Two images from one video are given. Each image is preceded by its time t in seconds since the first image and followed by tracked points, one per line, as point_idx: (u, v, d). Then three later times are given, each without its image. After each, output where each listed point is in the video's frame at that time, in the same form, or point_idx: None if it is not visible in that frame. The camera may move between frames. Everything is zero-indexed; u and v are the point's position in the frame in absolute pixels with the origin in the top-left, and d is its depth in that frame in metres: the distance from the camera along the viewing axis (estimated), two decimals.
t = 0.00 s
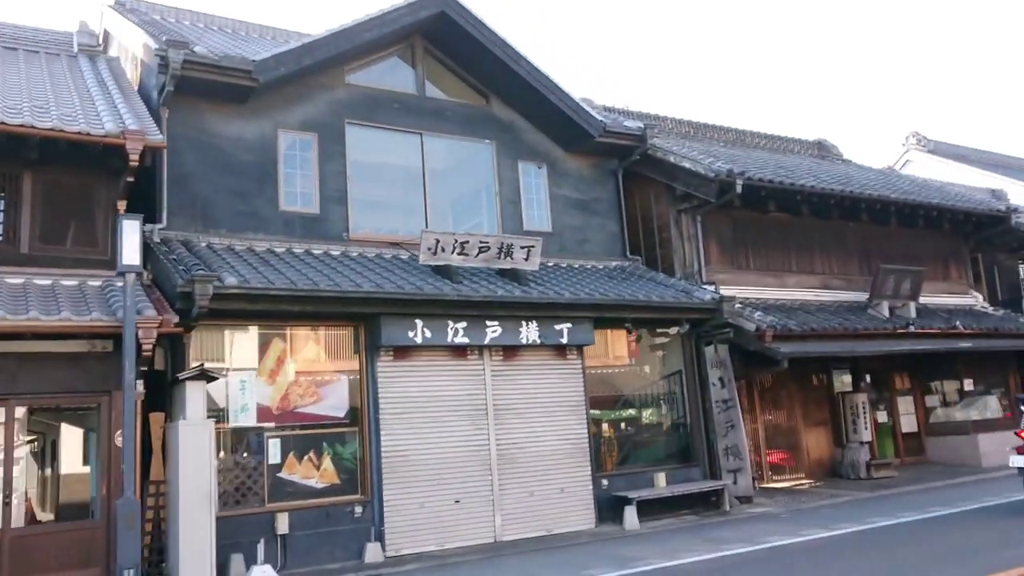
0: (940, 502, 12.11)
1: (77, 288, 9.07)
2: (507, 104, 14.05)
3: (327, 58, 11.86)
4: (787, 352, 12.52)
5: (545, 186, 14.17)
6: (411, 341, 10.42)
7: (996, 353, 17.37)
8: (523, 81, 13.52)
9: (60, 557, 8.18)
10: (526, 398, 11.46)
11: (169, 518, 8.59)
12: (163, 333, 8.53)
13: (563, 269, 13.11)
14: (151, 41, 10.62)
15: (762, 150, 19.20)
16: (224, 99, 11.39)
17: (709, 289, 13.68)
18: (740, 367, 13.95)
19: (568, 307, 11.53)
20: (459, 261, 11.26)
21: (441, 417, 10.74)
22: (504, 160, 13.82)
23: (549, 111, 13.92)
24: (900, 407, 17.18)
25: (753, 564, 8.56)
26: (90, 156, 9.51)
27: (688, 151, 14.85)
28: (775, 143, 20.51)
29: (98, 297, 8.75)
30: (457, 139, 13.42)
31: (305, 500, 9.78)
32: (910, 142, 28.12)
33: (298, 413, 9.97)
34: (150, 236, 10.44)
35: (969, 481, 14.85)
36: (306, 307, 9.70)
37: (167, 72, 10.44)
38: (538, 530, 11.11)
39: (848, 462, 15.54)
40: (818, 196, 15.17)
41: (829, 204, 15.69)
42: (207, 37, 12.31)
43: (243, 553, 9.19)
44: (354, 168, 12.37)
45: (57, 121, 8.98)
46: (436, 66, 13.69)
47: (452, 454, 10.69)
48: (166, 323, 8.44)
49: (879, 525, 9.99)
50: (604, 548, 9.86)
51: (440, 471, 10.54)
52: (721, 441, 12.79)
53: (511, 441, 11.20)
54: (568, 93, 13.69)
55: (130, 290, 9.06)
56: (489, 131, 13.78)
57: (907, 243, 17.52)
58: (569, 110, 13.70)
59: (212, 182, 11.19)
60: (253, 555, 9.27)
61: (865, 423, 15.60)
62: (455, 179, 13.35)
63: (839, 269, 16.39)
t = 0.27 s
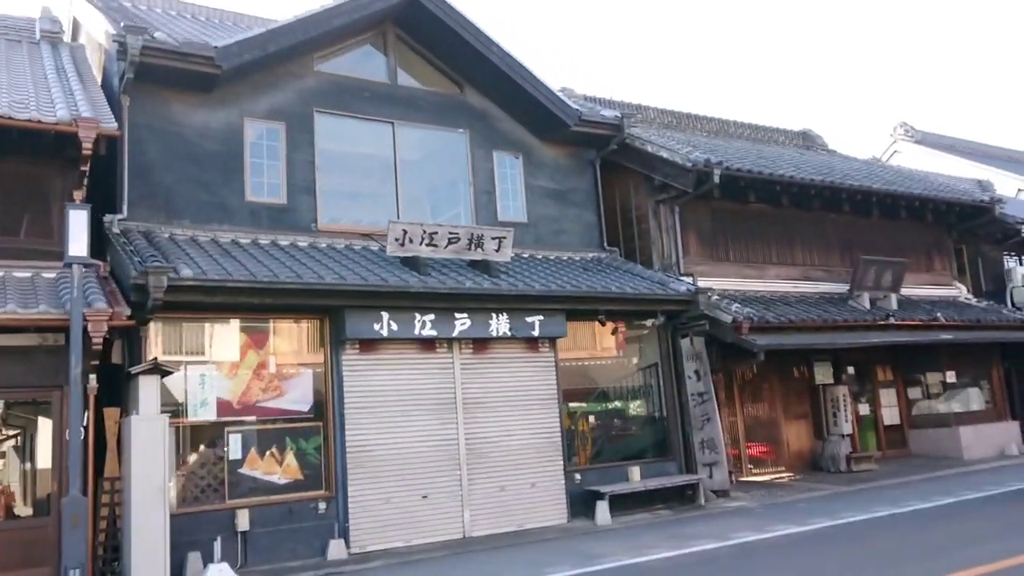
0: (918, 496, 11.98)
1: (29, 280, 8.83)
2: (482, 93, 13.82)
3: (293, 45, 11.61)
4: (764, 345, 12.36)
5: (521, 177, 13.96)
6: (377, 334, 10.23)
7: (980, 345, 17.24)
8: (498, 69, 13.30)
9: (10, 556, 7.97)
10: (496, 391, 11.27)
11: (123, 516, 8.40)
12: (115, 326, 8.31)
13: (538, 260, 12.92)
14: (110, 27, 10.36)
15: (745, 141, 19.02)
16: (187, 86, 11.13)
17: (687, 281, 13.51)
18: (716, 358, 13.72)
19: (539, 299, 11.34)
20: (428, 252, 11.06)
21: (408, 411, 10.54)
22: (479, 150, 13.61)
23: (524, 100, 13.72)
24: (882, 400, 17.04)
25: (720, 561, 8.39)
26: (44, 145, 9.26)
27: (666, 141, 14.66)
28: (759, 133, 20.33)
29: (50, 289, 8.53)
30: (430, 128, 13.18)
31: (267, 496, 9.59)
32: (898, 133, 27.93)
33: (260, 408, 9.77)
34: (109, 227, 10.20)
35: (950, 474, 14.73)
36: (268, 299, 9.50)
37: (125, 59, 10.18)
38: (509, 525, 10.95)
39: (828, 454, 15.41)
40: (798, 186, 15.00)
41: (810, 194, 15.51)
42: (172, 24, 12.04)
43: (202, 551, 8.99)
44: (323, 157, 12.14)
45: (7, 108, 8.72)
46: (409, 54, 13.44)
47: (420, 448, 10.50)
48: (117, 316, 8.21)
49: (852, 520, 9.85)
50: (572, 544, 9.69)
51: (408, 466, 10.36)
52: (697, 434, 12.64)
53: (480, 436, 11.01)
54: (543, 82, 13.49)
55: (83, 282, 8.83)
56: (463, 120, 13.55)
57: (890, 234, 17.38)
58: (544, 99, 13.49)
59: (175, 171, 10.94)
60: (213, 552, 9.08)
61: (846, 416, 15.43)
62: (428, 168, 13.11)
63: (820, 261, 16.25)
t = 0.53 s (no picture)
0: (903, 496, 11.75)
1: None
2: (462, 86, 13.59)
3: (265, 37, 11.39)
4: (746, 342, 12.13)
5: (502, 171, 13.74)
6: (348, 331, 10.01)
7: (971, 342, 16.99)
8: (477, 62, 13.09)
9: None
10: (472, 389, 11.06)
11: (81, 517, 8.20)
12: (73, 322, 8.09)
13: (517, 256, 12.70)
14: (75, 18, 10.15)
15: (735, 135, 18.78)
16: (156, 79, 10.92)
17: (670, 277, 13.29)
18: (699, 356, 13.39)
19: (515, 295, 11.13)
20: (402, 247, 10.84)
21: (381, 410, 10.30)
22: (459, 144, 13.38)
23: (505, 93, 13.50)
24: (872, 398, 16.81)
25: (692, 562, 8.18)
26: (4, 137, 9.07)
27: (651, 135, 14.42)
28: (750, 127, 20.11)
29: (7, 285, 8.33)
30: (408, 122, 12.96)
31: (233, 496, 9.38)
32: (892, 128, 27.67)
33: (227, 406, 9.57)
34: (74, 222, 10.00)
35: (939, 473, 14.51)
36: (233, 294, 9.30)
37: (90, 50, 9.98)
38: (484, 526, 10.75)
39: (815, 453, 15.19)
40: (786, 181, 14.77)
41: (798, 189, 15.27)
42: (143, 15, 11.82)
43: (164, 553, 8.79)
44: (297, 151, 11.92)
45: None
46: (386, 45, 13.21)
47: (393, 448, 10.30)
48: (74, 313, 8.00)
49: (832, 520, 9.63)
50: (545, 545, 9.49)
51: (379, 466, 10.15)
52: (679, 433, 12.46)
53: (455, 434, 10.81)
54: (524, 74, 13.27)
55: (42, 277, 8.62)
56: (443, 114, 13.33)
57: (880, 230, 17.14)
58: (525, 92, 13.27)
59: (144, 165, 10.73)
60: (177, 554, 8.88)
61: (835, 412, 15.29)
62: (406, 162, 12.89)
63: (808, 257, 16.03)
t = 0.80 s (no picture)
0: (889, 499, 11.54)
1: None
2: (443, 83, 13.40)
3: (239, 33, 11.19)
4: (731, 343, 11.95)
5: (484, 170, 13.55)
6: (321, 332, 9.83)
7: (962, 342, 16.78)
8: (458, 60, 12.89)
9: None
10: (449, 391, 10.86)
11: (41, 524, 8.00)
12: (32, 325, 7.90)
13: (498, 256, 12.51)
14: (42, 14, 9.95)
15: (725, 134, 18.59)
16: (127, 76, 10.72)
17: (654, 277, 13.10)
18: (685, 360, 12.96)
19: (494, 296, 10.94)
20: (377, 247, 10.64)
21: (355, 413, 10.11)
22: (440, 142, 13.19)
23: (488, 91, 13.32)
24: (862, 399, 16.61)
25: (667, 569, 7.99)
26: None
27: (637, 134, 14.24)
28: (740, 126, 19.92)
29: None
30: (388, 120, 12.77)
31: (202, 501, 9.20)
32: (887, 126, 27.46)
33: (196, 409, 9.38)
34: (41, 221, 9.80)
35: (929, 475, 14.30)
36: (201, 295, 9.11)
37: (57, 46, 9.78)
38: (462, 530, 10.56)
39: (803, 455, 14.99)
40: (773, 179, 14.58)
41: (786, 188, 15.08)
42: (117, 12, 11.63)
43: (129, 560, 8.60)
44: (273, 150, 11.73)
45: None
46: (366, 42, 13.01)
47: (367, 452, 10.11)
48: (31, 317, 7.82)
49: (814, 525, 9.43)
50: (521, 551, 9.30)
51: (353, 470, 9.96)
52: (662, 435, 12.27)
53: (432, 437, 10.62)
54: (506, 72, 13.07)
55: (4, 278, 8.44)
56: (424, 112, 13.14)
57: (870, 229, 16.96)
58: (507, 90, 13.07)
59: (114, 163, 10.53)
60: (143, 561, 8.69)
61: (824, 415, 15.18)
62: (386, 161, 12.70)
63: (797, 256, 15.84)
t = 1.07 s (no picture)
0: (870, 499, 11.36)
1: None
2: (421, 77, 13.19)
3: (208, 23, 10.97)
4: (710, 341, 11.80)
5: (463, 164, 13.35)
6: (287, 329, 9.62)
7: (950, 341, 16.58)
8: (434, 53, 12.67)
9: None
10: (421, 389, 10.67)
11: None
12: None
13: (474, 252, 12.31)
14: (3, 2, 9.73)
15: (712, 131, 18.39)
16: (93, 67, 10.50)
17: (633, 273, 12.92)
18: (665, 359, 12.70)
19: (467, 293, 10.74)
20: (347, 242, 10.44)
21: (322, 411, 9.92)
22: (417, 137, 12.98)
23: (466, 85, 13.11)
24: (848, 398, 16.45)
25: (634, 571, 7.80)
26: None
27: (619, 129, 14.04)
28: (728, 123, 19.73)
29: None
30: (364, 113, 12.56)
31: (163, 501, 9.01)
32: (879, 124, 27.27)
33: (157, 407, 9.18)
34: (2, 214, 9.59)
35: (914, 475, 14.11)
36: (162, 290, 8.91)
37: (18, 35, 9.56)
38: (433, 531, 10.36)
39: (787, 455, 14.80)
40: (757, 175, 14.38)
41: (771, 184, 14.88)
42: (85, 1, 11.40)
43: (86, 561, 8.41)
44: (244, 143, 11.52)
45: None
46: (341, 34, 12.78)
47: (335, 451, 9.91)
48: None
49: (789, 527, 9.24)
50: (489, 552, 9.12)
51: (320, 469, 9.76)
52: (640, 435, 12.07)
53: (402, 436, 10.42)
54: (484, 65, 12.86)
55: None
56: (401, 105, 12.93)
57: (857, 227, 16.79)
58: (485, 84, 12.86)
59: (79, 156, 10.31)
60: (100, 562, 8.49)
61: (809, 414, 14.96)
62: (362, 155, 12.50)
63: (782, 254, 15.65)
